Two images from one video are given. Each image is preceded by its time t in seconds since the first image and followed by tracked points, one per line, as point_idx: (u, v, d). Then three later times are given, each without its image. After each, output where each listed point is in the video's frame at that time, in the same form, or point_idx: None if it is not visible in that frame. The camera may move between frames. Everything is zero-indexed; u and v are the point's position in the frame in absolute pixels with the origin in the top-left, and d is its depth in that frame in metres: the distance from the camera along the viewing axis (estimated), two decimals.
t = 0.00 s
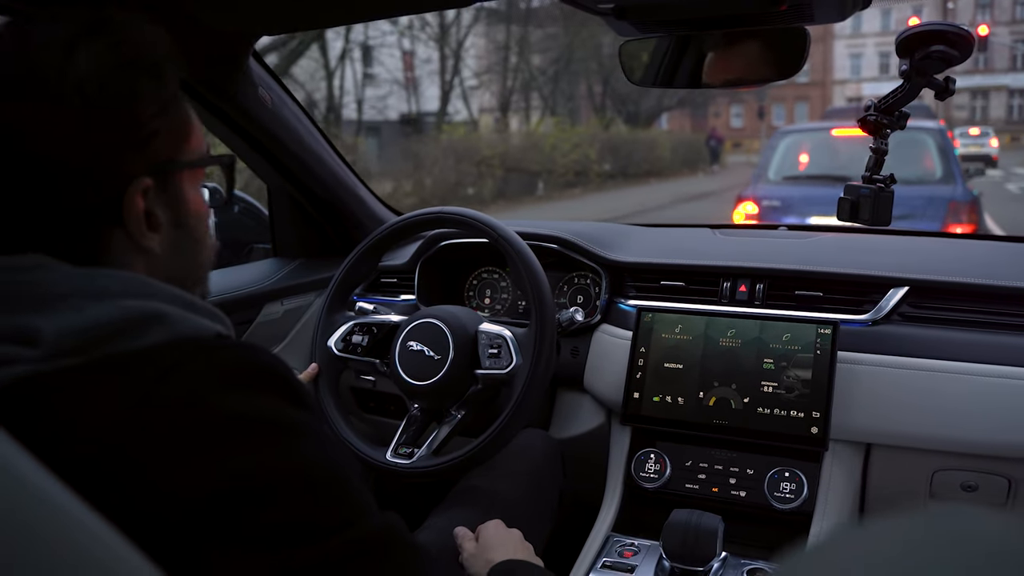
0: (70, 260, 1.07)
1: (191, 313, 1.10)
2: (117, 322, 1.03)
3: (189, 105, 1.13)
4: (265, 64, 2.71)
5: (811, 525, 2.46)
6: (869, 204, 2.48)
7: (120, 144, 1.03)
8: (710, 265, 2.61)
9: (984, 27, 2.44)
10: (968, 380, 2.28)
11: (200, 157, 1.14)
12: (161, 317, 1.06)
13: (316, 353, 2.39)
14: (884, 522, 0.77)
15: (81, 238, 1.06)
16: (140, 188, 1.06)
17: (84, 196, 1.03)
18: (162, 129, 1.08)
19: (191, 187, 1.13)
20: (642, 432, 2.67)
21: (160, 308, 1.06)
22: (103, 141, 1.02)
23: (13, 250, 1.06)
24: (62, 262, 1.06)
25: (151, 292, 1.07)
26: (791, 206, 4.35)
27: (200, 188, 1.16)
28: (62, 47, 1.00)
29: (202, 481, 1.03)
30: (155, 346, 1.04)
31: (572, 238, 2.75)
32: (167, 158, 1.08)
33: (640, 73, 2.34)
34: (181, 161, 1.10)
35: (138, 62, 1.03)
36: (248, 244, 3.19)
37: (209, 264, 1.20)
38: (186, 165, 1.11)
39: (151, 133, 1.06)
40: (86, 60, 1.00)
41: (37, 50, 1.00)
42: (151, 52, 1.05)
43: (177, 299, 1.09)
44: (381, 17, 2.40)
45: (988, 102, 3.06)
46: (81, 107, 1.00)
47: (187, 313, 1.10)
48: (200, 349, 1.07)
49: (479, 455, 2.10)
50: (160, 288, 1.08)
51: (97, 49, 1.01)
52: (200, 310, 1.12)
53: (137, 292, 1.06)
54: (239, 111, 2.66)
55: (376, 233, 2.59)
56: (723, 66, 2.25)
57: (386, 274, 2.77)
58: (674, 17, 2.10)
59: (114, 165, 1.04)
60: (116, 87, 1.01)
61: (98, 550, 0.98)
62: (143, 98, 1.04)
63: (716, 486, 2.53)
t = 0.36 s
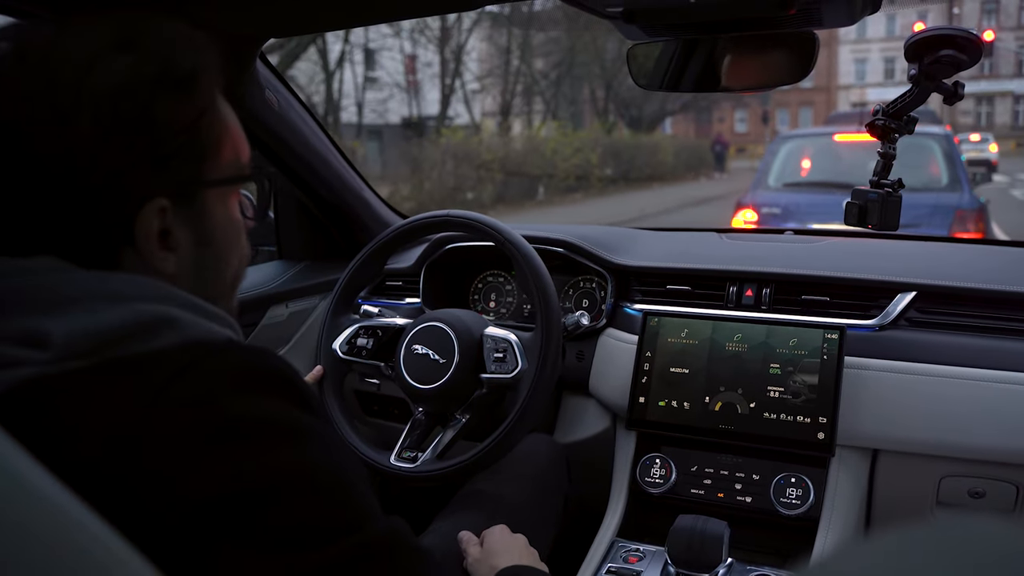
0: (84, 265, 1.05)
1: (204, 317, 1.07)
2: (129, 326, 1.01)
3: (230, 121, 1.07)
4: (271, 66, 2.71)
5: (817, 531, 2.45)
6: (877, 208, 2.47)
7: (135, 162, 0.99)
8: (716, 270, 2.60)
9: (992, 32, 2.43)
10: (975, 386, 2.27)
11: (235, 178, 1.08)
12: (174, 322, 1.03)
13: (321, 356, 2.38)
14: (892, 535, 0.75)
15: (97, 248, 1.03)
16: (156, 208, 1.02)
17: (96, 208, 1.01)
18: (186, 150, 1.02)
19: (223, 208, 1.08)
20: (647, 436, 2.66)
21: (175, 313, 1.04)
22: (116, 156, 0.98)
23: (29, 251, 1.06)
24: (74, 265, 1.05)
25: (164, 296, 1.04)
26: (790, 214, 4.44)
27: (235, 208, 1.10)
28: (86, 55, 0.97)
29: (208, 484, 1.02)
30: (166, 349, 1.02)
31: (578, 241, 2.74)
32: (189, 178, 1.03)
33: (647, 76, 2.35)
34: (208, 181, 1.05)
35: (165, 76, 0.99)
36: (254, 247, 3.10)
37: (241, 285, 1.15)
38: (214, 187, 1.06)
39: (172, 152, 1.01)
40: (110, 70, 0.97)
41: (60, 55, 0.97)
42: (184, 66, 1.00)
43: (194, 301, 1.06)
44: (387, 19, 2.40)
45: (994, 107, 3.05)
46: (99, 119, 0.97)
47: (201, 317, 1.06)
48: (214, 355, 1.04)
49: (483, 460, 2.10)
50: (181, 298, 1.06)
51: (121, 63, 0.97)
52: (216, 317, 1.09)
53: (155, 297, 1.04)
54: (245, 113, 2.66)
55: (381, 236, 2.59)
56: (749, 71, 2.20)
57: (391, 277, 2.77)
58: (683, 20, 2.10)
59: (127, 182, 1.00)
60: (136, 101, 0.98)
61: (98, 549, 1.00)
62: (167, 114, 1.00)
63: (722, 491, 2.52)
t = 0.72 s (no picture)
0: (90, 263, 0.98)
1: (213, 317, 1.03)
2: (136, 325, 0.97)
3: (275, 139, 1.08)
4: (280, 67, 2.75)
5: (819, 523, 2.49)
6: (877, 207, 2.51)
7: (127, 148, 0.95)
8: (719, 267, 2.64)
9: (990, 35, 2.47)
10: (974, 380, 2.31)
11: (253, 192, 1.05)
12: (180, 320, 1.00)
13: (330, 351, 2.42)
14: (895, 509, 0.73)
15: (80, 236, 0.98)
16: (144, 199, 0.98)
17: (84, 195, 0.96)
18: (187, 145, 0.99)
19: (236, 219, 1.04)
20: (652, 431, 2.70)
21: (178, 311, 1.00)
22: (106, 138, 0.95)
23: (36, 247, 0.98)
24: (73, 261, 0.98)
25: (172, 295, 1.00)
26: (789, 215, 4.50)
27: (256, 226, 1.07)
28: (105, 41, 0.96)
29: (222, 484, 1.00)
30: (173, 350, 0.99)
31: (583, 239, 2.78)
32: (188, 176, 0.99)
33: (649, 74, 2.37)
34: (218, 185, 1.02)
35: (181, 72, 0.97)
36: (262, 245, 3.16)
37: (261, 307, 1.11)
38: (224, 192, 1.03)
39: (173, 145, 0.98)
40: (119, 58, 0.95)
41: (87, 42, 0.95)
42: (208, 68, 0.99)
43: (201, 300, 1.03)
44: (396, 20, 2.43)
45: (991, 111, 3.09)
46: (99, 104, 0.94)
47: (212, 318, 1.03)
48: (222, 355, 1.02)
49: (491, 452, 2.13)
50: (180, 296, 1.01)
51: (141, 53, 0.96)
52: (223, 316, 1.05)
53: (154, 295, 0.99)
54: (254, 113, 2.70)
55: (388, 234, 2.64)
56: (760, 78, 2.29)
57: (398, 274, 2.82)
58: (687, 22, 2.13)
59: (115, 169, 0.96)
60: (142, 89, 0.95)
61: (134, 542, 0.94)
62: (172, 108, 0.97)
63: (726, 484, 2.56)
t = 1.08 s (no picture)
0: (94, 262, 0.95)
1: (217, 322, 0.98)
2: (134, 326, 0.97)
3: (296, 149, 1.01)
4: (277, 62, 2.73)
5: (820, 520, 2.49)
6: (879, 203, 2.50)
7: (132, 150, 0.91)
8: (720, 263, 2.63)
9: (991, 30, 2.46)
10: (976, 378, 2.30)
11: (264, 207, 0.98)
12: (181, 322, 0.98)
13: (328, 348, 2.41)
14: (892, 518, 0.69)
15: (87, 241, 0.94)
16: (144, 206, 0.92)
17: (83, 197, 0.92)
18: (193, 152, 0.93)
19: (242, 235, 0.97)
20: (652, 428, 2.69)
21: (181, 314, 0.97)
22: (111, 138, 0.91)
23: (48, 245, 0.96)
24: (76, 262, 0.96)
25: (174, 298, 0.96)
26: (787, 210, 4.49)
27: (267, 243, 1.00)
28: (121, 40, 0.92)
29: (218, 481, 0.99)
30: (172, 350, 0.98)
31: (583, 236, 2.76)
32: (191, 184, 0.93)
33: (648, 70, 2.34)
34: (226, 200, 0.95)
35: (192, 78, 0.93)
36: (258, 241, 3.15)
37: (268, 326, 1.03)
38: (232, 206, 0.96)
39: (182, 153, 0.92)
40: (131, 59, 0.92)
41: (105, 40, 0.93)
42: (226, 75, 0.94)
43: (204, 305, 0.97)
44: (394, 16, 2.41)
45: (991, 106, 3.07)
46: (104, 105, 0.91)
47: (214, 319, 0.98)
48: (224, 357, 0.99)
49: (490, 451, 2.12)
50: (185, 301, 0.97)
51: (155, 53, 0.93)
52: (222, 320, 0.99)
53: (159, 298, 0.96)
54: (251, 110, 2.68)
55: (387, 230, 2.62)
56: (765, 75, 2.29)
57: (397, 271, 2.81)
58: (689, 18, 2.11)
59: (116, 171, 0.91)
60: (152, 93, 0.91)
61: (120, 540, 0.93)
62: (181, 114, 0.92)
63: (726, 482, 2.56)
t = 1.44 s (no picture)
0: (90, 258, 0.98)
1: (210, 318, 0.99)
2: (126, 322, 0.97)
3: (300, 157, 1.04)
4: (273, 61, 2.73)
5: (817, 516, 2.49)
6: (877, 199, 2.50)
7: (135, 145, 0.93)
8: (717, 260, 2.62)
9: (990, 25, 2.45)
10: (973, 374, 2.29)
11: (264, 213, 1.01)
12: (175, 317, 0.98)
13: (326, 345, 2.41)
14: (891, 513, 0.68)
15: (88, 233, 0.97)
16: (143, 200, 0.95)
17: (84, 189, 0.95)
18: (194, 150, 0.95)
19: (240, 237, 1.00)
20: (649, 425, 2.69)
21: (174, 309, 0.97)
22: (115, 132, 0.93)
23: (47, 239, 1.00)
24: (77, 257, 0.98)
25: (169, 296, 0.97)
26: (785, 207, 4.49)
27: (265, 250, 1.03)
28: (136, 39, 0.95)
29: (211, 480, 0.97)
30: (165, 347, 0.98)
31: (580, 233, 2.76)
32: (191, 182, 0.95)
33: (646, 66, 2.36)
34: (224, 201, 0.98)
35: (201, 79, 0.95)
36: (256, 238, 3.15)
37: (267, 331, 1.06)
38: (232, 208, 0.98)
39: (184, 150, 0.95)
40: (144, 56, 0.94)
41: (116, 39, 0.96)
42: (236, 80, 0.97)
43: (200, 304, 0.99)
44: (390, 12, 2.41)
45: (990, 103, 3.06)
46: (111, 100, 0.93)
47: (206, 317, 0.99)
48: (218, 354, 0.99)
49: (488, 447, 2.12)
50: (179, 297, 0.98)
51: (168, 53, 0.95)
52: (221, 322, 1.00)
53: (155, 294, 0.97)
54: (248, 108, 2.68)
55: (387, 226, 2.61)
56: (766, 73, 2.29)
57: (394, 267, 2.81)
58: (686, 14, 2.11)
59: (118, 165, 0.94)
60: (159, 92, 0.94)
61: (124, 542, 0.96)
62: (187, 113, 0.94)
63: (723, 479, 2.56)
